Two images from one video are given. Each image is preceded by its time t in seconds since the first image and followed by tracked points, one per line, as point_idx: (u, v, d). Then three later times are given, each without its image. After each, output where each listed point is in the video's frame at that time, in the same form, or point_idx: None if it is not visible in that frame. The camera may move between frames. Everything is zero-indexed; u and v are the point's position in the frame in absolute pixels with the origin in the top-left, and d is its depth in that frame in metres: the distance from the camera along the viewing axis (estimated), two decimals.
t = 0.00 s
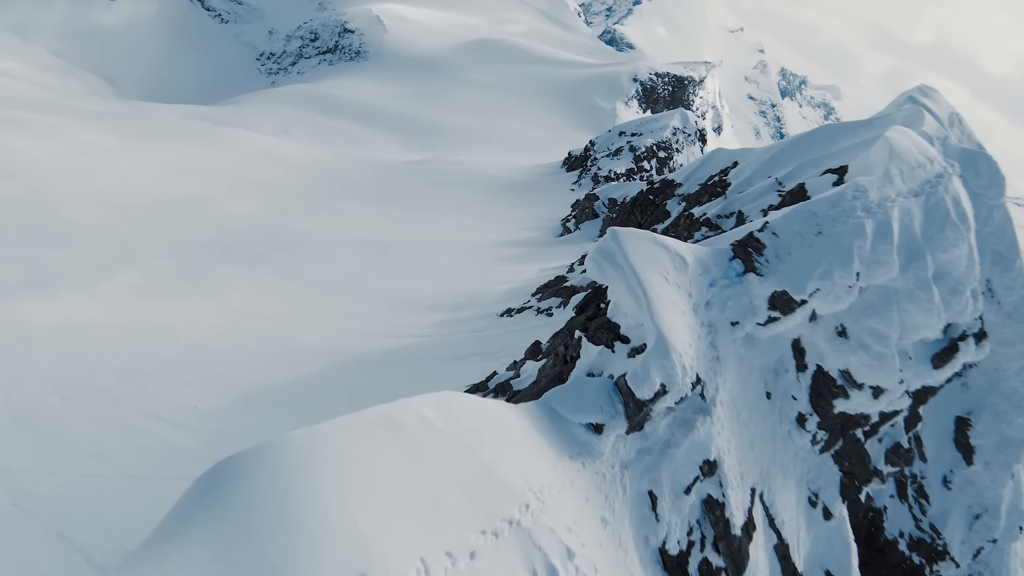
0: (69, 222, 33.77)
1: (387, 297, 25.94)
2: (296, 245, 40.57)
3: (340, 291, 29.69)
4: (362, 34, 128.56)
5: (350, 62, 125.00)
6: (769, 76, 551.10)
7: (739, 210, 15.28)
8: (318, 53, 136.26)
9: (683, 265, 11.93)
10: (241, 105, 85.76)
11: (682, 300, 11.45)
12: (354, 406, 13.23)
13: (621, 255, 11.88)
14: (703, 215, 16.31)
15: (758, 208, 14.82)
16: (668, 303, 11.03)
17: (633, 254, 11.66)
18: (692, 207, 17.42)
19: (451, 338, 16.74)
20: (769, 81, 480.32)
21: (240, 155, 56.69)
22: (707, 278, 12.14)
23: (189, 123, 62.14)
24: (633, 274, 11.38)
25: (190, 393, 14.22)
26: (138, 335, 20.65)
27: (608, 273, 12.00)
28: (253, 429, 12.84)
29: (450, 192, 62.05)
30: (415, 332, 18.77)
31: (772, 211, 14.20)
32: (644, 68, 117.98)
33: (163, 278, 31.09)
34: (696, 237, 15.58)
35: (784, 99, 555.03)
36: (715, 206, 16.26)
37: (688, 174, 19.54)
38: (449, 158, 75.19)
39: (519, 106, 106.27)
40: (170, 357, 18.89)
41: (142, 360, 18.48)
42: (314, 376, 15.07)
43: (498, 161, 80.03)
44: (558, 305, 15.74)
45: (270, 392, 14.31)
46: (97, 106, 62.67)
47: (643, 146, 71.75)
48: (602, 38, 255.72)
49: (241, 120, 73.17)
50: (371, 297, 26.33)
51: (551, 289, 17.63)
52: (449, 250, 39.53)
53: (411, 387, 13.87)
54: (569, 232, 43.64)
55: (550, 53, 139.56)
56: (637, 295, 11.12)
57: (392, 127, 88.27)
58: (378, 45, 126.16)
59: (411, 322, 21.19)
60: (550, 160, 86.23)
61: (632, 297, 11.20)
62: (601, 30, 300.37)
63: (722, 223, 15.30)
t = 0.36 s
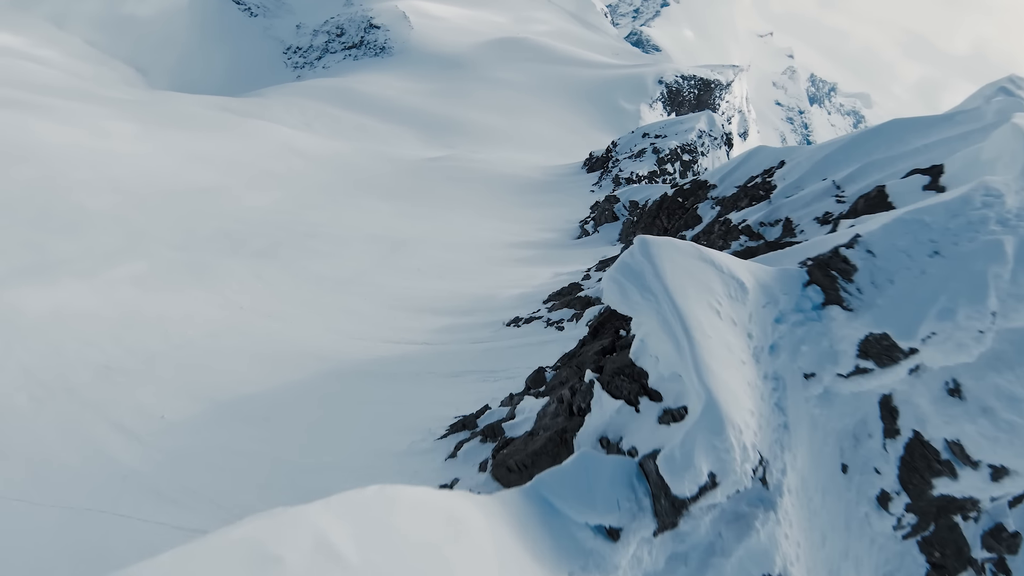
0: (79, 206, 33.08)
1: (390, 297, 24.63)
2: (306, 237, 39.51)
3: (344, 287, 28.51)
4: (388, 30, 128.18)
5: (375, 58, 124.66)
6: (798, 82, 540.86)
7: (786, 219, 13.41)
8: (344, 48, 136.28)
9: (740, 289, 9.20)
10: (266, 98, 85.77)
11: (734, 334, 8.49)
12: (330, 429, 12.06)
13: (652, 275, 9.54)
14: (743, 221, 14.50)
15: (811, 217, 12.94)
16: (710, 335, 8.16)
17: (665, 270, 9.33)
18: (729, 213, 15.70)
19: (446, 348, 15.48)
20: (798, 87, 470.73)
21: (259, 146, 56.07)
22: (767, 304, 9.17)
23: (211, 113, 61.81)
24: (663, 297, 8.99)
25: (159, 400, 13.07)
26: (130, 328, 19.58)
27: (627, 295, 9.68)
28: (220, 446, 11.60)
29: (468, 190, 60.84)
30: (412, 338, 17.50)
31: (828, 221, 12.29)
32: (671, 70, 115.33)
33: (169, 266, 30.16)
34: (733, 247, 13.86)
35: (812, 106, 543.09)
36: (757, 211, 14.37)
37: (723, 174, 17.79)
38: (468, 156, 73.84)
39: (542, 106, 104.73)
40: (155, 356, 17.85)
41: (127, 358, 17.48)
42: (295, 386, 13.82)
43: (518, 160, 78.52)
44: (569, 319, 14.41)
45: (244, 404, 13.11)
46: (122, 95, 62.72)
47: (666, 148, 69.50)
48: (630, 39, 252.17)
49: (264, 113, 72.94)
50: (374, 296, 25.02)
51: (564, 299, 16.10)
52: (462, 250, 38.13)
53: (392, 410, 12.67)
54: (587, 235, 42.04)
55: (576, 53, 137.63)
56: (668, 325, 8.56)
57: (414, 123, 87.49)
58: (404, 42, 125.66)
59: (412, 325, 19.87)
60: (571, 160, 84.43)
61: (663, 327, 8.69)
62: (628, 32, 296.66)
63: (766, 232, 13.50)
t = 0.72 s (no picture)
0: (70, 198, 31.57)
1: (384, 298, 22.95)
2: (301, 229, 37.72)
3: (336, 287, 26.88)
4: (395, 23, 126.17)
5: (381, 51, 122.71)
6: (809, 78, 534.41)
7: (836, 218, 11.11)
8: (350, 41, 134.47)
9: (867, 353, 6.22)
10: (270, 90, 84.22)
11: (852, 426, 5.57)
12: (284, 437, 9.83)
13: (710, 326, 6.76)
14: (781, 222, 12.18)
15: (867, 215, 10.65)
16: (819, 437, 5.31)
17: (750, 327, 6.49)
18: (762, 211, 13.47)
19: (425, 364, 13.39)
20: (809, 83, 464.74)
21: (259, 138, 54.44)
22: (909, 373, 6.05)
23: (212, 106, 60.30)
24: (739, 358, 6.15)
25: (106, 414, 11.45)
26: (103, 330, 18.00)
27: (667, 342, 6.97)
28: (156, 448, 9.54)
29: (472, 184, 59.06)
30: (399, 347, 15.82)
31: (894, 222, 9.95)
32: (681, 65, 112.87)
33: (159, 256, 28.36)
34: (769, 253, 11.59)
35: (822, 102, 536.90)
36: (799, 209, 12.10)
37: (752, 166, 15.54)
38: (473, 150, 71.98)
39: (549, 100, 102.64)
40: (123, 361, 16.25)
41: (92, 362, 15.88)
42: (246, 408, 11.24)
43: (524, 154, 76.59)
44: (572, 332, 12.77)
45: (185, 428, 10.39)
46: (124, 85, 61.29)
47: (676, 143, 67.36)
48: (639, 33, 248.78)
49: (267, 105, 71.34)
50: (367, 297, 23.37)
51: (569, 310, 14.15)
52: (464, 247, 36.42)
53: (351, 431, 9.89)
54: (594, 232, 40.26)
55: (584, 47, 135.34)
56: (758, 411, 5.63)
57: (419, 117, 85.67)
58: (410, 35, 123.64)
59: (403, 331, 18.21)
60: (579, 155, 82.42)
61: (734, 407, 5.79)
62: (637, 26, 292.85)
63: (812, 235, 11.21)
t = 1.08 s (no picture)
0: (26, 197, 29.42)
1: (360, 301, 21.18)
2: (276, 226, 35.67)
3: (311, 289, 25.05)
4: (375, 13, 122.81)
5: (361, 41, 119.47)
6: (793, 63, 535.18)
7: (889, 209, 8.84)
8: (330, 31, 130.78)
9: None
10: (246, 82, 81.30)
11: None
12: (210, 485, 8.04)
13: None
14: (817, 214, 9.94)
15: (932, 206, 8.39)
16: None
17: None
18: (788, 200, 11.35)
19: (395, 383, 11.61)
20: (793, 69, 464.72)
21: (233, 131, 52.02)
22: None
23: (184, 99, 57.65)
24: None
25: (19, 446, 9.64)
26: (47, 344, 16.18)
27: None
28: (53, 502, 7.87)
29: (457, 176, 57.05)
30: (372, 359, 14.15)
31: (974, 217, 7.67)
32: (667, 51, 111.04)
33: (121, 258, 26.32)
34: (800, 253, 9.37)
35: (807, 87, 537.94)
36: (839, 198, 9.85)
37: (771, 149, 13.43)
38: (458, 141, 69.85)
39: (535, 88, 100.47)
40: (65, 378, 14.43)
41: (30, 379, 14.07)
42: (169, 446, 9.39)
43: (511, 144, 74.57)
44: (565, 347, 11.24)
45: (88, 475, 8.47)
46: (92, 80, 58.50)
47: (664, 129, 65.65)
48: (624, 20, 245.97)
49: (243, 98, 68.61)
50: (343, 300, 21.60)
51: (561, 320, 12.39)
52: (447, 242, 34.63)
53: (289, 481, 7.95)
54: (583, 223, 38.59)
55: (569, 34, 132.88)
56: None
57: (402, 108, 83.23)
58: (391, 24, 120.38)
59: (379, 339, 16.46)
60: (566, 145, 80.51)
61: None
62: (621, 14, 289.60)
63: (856, 230, 8.98)
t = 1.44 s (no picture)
0: None
1: (319, 309, 19.05)
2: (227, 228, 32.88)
3: (265, 298, 22.67)
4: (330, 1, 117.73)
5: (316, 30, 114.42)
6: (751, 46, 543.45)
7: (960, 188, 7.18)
8: (283, 21, 124.69)
9: None
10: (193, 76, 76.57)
11: None
12: None
13: None
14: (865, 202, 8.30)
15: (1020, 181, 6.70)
16: None
17: None
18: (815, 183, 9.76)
19: (349, 420, 9.73)
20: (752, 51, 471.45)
21: (178, 126, 48.37)
22: None
23: (122, 93, 53.45)
24: None
25: None
26: None
27: None
28: None
29: (422, 168, 54.57)
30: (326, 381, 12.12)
31: None
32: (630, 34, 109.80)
33: (48, 269, 23.47)
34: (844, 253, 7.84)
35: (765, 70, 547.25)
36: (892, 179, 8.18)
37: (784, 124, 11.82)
38: (422, 131, 67.20)
39: (499, 75, 97.95)
40: None
41: None
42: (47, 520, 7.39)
43: (477, 133, 72.25)
44: (550, 370, 9.73)
45: None
46: (19, 76, 53.69)
47: (632, 112, 64.29)
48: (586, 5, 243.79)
49: (189, 91, 64.30)
50: (299, 309, 19.37)
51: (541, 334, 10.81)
52: (413, 238, 32.51)
53: None
54: (556, 212, 36.92)
55: (531, 20, 130.34)
56: None
57: (361, 98, 79.74)
58: (347, 12, 115.58)
59: (335, 355, 14.44)
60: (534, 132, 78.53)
61: None
62: None
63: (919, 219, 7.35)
